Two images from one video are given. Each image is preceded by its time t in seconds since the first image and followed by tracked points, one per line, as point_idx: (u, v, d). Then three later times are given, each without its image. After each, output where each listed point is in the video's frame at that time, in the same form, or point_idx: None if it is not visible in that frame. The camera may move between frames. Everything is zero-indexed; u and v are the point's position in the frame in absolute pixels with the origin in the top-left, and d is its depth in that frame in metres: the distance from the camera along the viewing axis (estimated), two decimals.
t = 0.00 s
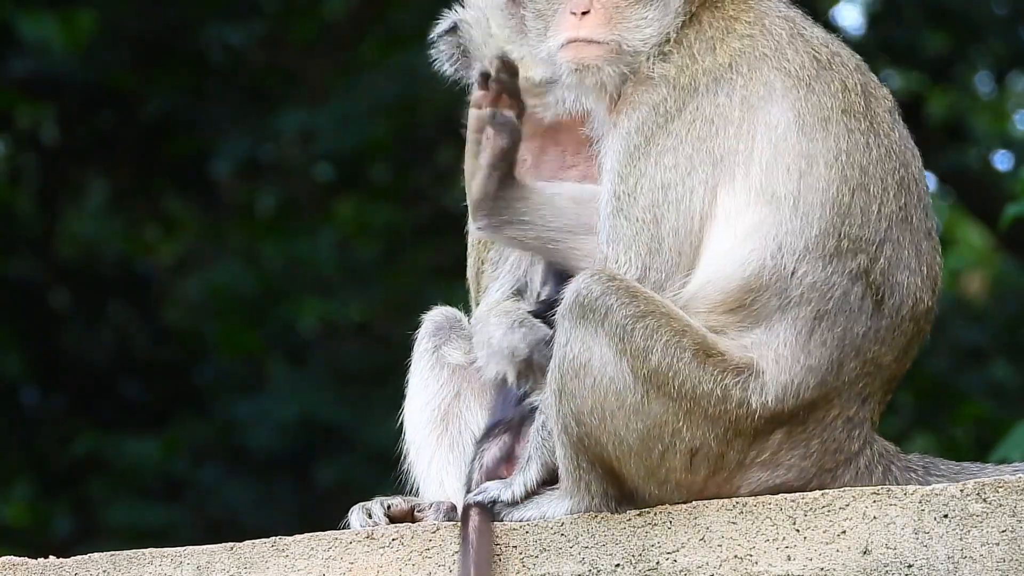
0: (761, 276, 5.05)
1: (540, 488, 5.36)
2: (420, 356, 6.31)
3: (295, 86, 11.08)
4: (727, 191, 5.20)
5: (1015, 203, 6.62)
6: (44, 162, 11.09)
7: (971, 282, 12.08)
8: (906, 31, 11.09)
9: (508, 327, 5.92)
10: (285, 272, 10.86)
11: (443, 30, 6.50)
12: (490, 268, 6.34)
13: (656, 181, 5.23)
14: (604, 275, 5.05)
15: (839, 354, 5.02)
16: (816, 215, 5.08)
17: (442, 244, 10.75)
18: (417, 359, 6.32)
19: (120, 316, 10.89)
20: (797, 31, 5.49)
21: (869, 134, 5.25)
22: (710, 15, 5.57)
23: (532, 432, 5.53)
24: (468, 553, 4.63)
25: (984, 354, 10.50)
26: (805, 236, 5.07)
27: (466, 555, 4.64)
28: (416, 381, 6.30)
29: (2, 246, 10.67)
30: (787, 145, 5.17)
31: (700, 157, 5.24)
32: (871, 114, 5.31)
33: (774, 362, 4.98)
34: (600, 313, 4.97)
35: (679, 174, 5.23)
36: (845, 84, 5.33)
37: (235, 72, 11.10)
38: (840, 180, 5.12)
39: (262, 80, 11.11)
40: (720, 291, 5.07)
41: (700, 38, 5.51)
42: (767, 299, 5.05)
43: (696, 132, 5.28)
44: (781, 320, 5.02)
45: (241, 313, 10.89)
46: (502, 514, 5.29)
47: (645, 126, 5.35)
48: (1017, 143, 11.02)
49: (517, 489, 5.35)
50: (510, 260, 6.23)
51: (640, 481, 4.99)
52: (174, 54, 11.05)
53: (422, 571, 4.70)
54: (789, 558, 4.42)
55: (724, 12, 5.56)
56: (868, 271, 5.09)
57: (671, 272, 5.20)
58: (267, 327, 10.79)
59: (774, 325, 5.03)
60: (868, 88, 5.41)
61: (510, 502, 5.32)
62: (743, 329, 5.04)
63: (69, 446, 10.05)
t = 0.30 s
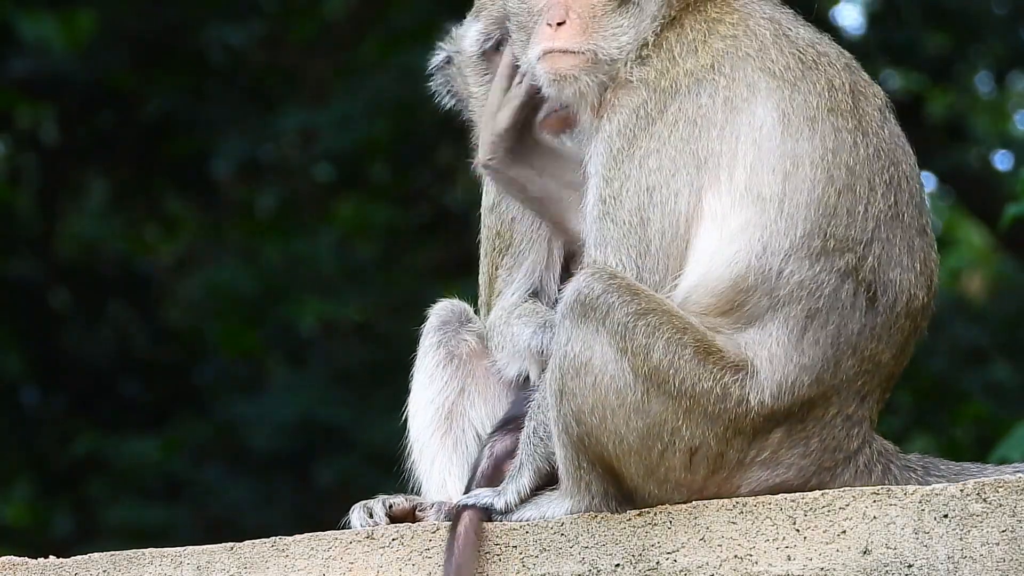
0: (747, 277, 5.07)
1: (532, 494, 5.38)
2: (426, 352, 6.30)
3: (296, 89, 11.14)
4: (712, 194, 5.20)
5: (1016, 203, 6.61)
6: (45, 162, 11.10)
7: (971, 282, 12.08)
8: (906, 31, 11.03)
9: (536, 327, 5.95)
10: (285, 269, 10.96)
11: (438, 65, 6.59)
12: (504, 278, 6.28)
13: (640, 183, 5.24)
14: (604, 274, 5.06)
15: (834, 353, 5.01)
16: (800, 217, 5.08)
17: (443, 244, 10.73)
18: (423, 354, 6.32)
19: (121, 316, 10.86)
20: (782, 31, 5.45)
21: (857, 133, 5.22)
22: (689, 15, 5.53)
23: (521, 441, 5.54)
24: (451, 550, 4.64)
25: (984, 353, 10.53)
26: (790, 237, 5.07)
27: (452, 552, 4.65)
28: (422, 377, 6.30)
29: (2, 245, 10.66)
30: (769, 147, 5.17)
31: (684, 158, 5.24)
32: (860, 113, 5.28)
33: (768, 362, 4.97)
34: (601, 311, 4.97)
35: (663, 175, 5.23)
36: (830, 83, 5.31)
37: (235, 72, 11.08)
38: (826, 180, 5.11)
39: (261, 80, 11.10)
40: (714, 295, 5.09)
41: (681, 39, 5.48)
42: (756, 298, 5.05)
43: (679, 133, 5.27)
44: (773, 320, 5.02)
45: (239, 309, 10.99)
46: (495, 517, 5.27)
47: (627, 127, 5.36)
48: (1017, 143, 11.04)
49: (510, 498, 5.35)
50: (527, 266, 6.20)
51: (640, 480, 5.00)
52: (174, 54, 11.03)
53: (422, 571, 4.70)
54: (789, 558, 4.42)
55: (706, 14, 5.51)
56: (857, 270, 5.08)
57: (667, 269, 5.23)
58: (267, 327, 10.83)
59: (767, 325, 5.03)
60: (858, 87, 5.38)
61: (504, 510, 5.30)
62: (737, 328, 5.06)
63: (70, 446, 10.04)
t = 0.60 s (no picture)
0: (753, 277, 5.05)
1: (531, 496, 5.41)
2: (430, 350, 6.31)
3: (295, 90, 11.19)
4: (713, 195, 5.20)
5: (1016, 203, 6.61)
6: (45, 162, 11.09)
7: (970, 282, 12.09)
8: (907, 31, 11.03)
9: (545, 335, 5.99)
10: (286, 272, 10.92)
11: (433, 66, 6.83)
12: (499, 282, 6.28)
13: (641, 185, 5.26)
14: (608, 274, 5.06)
15: (839, 353, 5.01)
16: (804, 216, 5.07)
17: (443, 244, 10.75)
18: (426, 353, 6.33)
19: (121, 316, 10.70)
20: (780, 31, 5.47)
21: (858, 131, 5.22)
22: (689, 17, 5.56)
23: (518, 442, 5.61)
24: (450, 552, 4.65)
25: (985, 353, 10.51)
26: (795, 236, 5.06)
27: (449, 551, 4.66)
28: (425, 376, 6.31)
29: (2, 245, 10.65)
30: (770, 146, 5.16)
31: (685, 158, 5.25)
32: (860, 112, 5.28)
33: (776, 365, 4.97)
34: (604, 311, 4.98)
35: (664, 176, 5.24)
36: (830, 83, 5.31)
37: (235, 73, 11.09)
38: (828, 179, 5.11)
39: (262, 81, 11.13)
40: (718, 297, 5.09)
41: (680, 38, 5.52)
42: (762, 300, 5.05)
43: (680, 133, 5.29)
44: (779, 322, 5.02)
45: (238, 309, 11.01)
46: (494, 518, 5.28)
47: (629, 129, 5.39)
48: (1018, 143, 11.05)
49: (509, 499, 5.38)
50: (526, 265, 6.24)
51: (641, 480, 5.00)
52: (174, 54, 11.01)
53: (422, 571, 4.70)
54: (789, 558, 4.42)
55: (705, 15, 5.55)
56: (862, 269, 5.07)
57: (669, 269, 5.24)
58: (267, 328, 10.81)
59: (773, 327, 5.02)
60: (857, 87, 5.38)
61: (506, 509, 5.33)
62: (741, 331, 5.05)
63: (70, 446, 10.04)
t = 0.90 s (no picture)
0: (745, 282, 5.06)
1: (525, 498, 5.43)
2: (431, 349, 6.32)
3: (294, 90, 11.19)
4: (704, 198, 5.20)
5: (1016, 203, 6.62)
6: (45, 162, 11.08)
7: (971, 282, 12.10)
8: (907, 31, 11.03)
9: (535, 321, 5.93)
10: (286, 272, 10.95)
11: (424, 68, 6.81)
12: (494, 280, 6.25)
13: (632, 188, 5.23)
14: (603, 274, 5.06)
15: (835, 355, 5.01)
16: (795, 220, 5.08)
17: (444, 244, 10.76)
18: (428, 352, 6.35)
19: (121, 316, 10.71)
20: (769, 31, 5.45)
21: (849, 132, 5.22)
22: (675, 18, 5.53)
23: (511, 447, 5.60)
24: (468, 553, 4.60)
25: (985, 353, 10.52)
26: (786, 241, 5.06)
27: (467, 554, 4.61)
28: (425, 375, 6.32)
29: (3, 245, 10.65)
30: (760, 149, 5.17)
31: (676, 160, 5.23)
32: (850, 113, 5.28)
33: (772, 368, 4.96)
34: (599, 312, 4.97)
35: (654, 179, 5.23)
36: (821, 83, 5.31)
37: (235, 73, 11.10)
38: (819, 182, 5.11)
39: (262, 81, 11.14)
40: (712, 301, 5.09)
41: (668, 39, 5.49)
42: (756, 304, 5.05)
43: (669, 134, 5.27)
44: (774, 326, 5.02)
45: (238, 308, 11.03)
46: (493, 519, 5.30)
47: (620, 130, 5.34)
48: (1018, 143, 11.05)
49: (502, 503, 5.40)
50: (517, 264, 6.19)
51: (641, 480, 5.01)
52: (174, 54, 11.02)
53: (422, 571, 4.71)
54: (789, 558, 4.42)
55: (692, 16, 5.52)
56: (854, 270, 5.07)
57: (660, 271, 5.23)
58: (268, 328, 10.82)
59: (767, 331, 5.02)
60: (848, 87, 5.38)
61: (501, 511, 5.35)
62: (736, 333, 5.05)
63: (70, 446, 10.04)
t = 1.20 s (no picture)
0: (751, 285, 5.05)
1: (523, 500, 5.42)
2: (432, 348, 6.30)
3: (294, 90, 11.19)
4: (706, 200, 5.18)
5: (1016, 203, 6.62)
6: (45, 162, 11.09)
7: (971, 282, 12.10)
8: (907, 31, 11.03)
9: (527, 320, 6.10)
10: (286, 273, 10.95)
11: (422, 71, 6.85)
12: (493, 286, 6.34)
13: (633, 194, 5.25)
14: (605, 275, 5.06)
15: (839, 356, 5.02)
16: (799, 221, 5.07)
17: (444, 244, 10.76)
18: (429, 350, 6.31)
19: (121, 316, 10.71)
20: (769, 31, 5.46)
21: (850, 132, 5.22)
22: (675, 19, 5.57)
23: (508, 450, 5.56)
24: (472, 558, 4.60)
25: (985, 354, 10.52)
26: (790, 242, 5.06)
27: (473, 558, 4.61)
28: (426, 373, 6.29)
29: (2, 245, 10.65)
30: (762, 150, 5.16)
31: (677, 163, 5.24)
32: (851, 113, 5.28)
33: (776, 369, 4.97)
34: (603, 311, 4.97)
35: (656, 183, 5.24)
36: (822, 84, 5.31)
37: (235, 73, 11.11)
38: (822, 182, 5.11)
39: (262, 81, 11.14)
40: (716, 302, 5.07)
41: (667, 40, 5.52)
42: (760, 306, 5.04)
43: (670, 139, 5.27)
44: (777, 328, 5.02)
45: (238, 308, 11.01)
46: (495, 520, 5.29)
47: (620, 134, 5.37)
48: (1018, 143, 11.05)
49: (501, 505, 5.39)
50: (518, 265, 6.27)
51: (642, 481, 5.00)
52: (174, 54, 11.02)
53: (422, 571, 4.71)
54: (789, 558, 4.42)
55: (688, 18, 5.56)
56: (858, 272, 5.07)
57: (660, 272, 5.24)
58: (268, 328, 10.82)
59: (771, 333, 5.02)
60: (848, 87, 5.38)
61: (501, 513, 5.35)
62: (739, 335, 5.05)
63: (70, 446, 10.04)
